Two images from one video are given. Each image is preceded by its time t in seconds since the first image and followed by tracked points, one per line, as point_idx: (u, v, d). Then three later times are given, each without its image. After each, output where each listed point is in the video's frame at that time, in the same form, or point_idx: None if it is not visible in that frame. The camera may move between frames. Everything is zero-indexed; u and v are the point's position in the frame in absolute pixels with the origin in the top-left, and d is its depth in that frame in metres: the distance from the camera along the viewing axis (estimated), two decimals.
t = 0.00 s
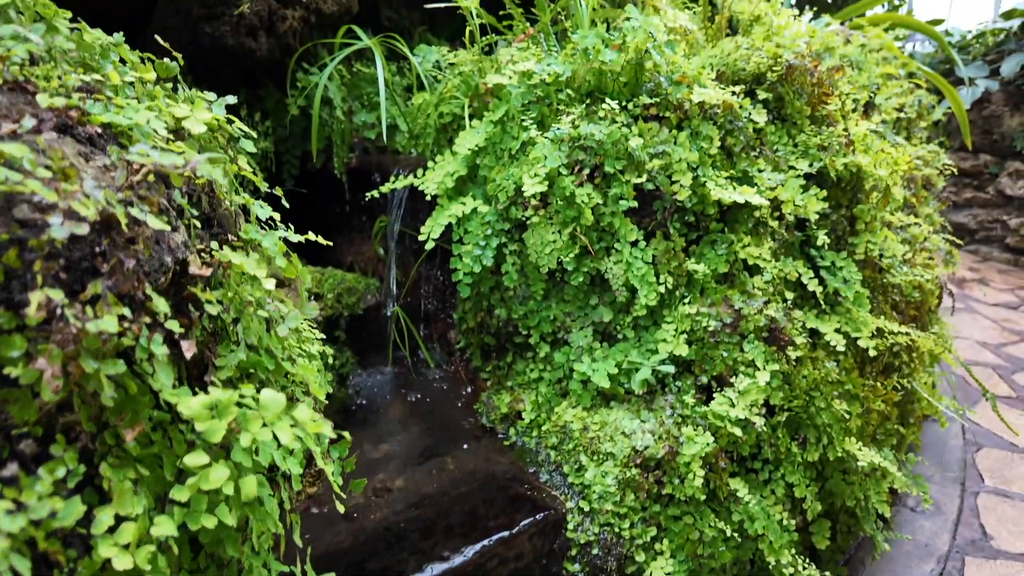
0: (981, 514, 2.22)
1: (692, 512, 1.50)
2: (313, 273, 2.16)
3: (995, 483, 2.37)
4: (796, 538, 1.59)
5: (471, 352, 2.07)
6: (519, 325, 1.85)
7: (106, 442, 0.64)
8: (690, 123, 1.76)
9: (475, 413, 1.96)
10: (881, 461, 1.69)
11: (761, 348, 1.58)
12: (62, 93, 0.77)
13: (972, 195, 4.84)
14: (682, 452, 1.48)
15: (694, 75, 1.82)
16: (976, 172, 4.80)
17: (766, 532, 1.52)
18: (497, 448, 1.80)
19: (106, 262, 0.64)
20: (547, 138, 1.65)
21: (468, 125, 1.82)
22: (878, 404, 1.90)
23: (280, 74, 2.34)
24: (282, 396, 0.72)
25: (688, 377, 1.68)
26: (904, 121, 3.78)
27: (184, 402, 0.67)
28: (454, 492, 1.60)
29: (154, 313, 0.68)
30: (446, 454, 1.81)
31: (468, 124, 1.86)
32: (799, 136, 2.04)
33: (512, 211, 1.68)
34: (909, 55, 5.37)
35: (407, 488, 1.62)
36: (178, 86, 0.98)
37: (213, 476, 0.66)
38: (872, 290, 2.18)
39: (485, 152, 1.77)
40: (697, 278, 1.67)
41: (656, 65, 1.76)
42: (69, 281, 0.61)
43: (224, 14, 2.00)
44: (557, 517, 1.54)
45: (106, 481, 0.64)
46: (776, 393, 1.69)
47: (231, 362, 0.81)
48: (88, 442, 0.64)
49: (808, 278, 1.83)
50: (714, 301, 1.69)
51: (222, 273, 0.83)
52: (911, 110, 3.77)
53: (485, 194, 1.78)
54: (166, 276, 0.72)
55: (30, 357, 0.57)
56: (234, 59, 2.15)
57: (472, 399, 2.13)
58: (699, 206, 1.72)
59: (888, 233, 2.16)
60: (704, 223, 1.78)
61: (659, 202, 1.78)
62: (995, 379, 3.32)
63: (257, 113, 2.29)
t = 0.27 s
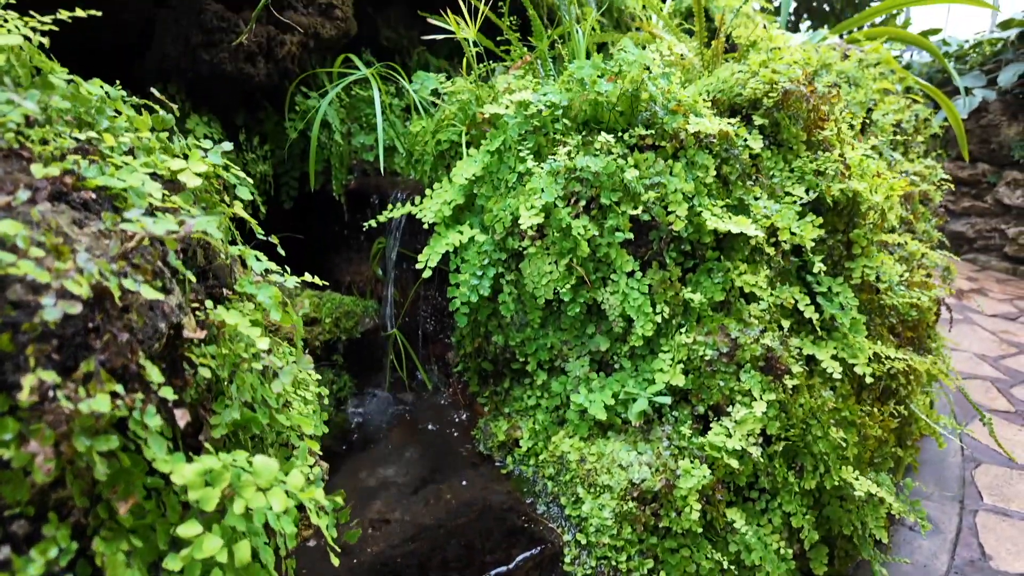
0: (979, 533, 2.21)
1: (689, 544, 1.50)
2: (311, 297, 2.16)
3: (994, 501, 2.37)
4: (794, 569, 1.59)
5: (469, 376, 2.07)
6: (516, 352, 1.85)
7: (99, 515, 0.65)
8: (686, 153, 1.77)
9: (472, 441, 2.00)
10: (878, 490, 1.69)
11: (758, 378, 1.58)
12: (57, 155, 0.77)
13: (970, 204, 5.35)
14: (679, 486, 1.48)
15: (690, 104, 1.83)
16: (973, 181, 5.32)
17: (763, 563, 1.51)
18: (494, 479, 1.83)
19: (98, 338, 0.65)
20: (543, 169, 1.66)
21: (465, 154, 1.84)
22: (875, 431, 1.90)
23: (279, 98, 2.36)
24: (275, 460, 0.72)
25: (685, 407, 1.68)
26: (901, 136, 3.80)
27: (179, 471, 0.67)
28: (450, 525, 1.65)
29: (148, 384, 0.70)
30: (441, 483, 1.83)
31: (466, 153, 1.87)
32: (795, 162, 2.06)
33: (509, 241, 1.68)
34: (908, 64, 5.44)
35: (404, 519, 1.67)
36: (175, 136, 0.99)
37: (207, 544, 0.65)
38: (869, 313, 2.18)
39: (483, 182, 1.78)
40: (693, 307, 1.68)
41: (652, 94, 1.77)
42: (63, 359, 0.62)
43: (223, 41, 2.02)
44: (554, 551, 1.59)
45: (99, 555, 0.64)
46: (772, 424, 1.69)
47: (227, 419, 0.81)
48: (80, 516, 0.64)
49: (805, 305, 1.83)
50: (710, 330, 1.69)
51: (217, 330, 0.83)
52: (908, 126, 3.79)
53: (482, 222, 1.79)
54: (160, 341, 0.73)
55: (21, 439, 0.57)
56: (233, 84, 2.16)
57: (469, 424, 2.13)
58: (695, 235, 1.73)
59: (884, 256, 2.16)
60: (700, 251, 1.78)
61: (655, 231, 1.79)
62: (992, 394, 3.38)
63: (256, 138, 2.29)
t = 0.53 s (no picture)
0: (980, 546, 2.21)
1: (689, 566, 1.50)
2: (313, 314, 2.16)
3: (994, 514, 2.37)
4: None
5: (470, 394, 2.07)
6: (517, 371, 1.86)
7: (105, 562, 0.66)
8: (685, 174, 1.78)
9: (472, 459, 2.02)
10: (877, 511, 1.69)
11: (758, 399, 1.59)
12: (63, 198, 0.78)
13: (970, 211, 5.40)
14: (679, 508, 1.49)
15: (689, 125, 1.85)
16: (972, 189, 5.36)
17: None
18: (495, 498, 1.85)
19: (106, 387, 0.66)
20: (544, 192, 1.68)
21: (466, 175, 1.85)
22: (875, 450, 1.90)
23: (281, 115, 2.37)
24: (278, 502, 0.74)
25: (685, 428, 1.69)
26: (900, 148, 3.81)
27: (184, 514, 0.68)
28: (451, 546, 1.68)
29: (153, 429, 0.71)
30: (441, 501, 1.85)
31: (467, 173, 1.88)
32: (794, 180, 2.07)
33: (509, 263, 1.69)
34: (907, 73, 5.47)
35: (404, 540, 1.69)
36: (180, 171, 1.00)
37: None
38: (868, 329, 2.19)
39: (483, 203, 1.79)
40: (693, 327, 1.68)
41: (651, 115, 1.79)
42: (71, 411, 0.63)
43: (225, 61, 2.04)
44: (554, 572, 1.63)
45: None
46: (771, 444, 1.69)
47: (230, 457, 0.82)
48: (87, 563, 0.66)
49: (804, 324, 1.84)
50: (710, 350, 1.70)
51: (220, 369, 0.84)
52: (907, 138, 3.81)
53: (483, 242, 1.80)
54: (164, 384, 0.74)
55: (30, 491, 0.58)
56: (235, 102, 2.18)
57: (470, 441, 2.14)
58: (694, 255, 1.74)
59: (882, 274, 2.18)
60: (700, 271, 1.78)
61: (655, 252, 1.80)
62: (993, 403, 3.40)
63: (258, 155, 2.31)
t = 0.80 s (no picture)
0: (979, 559, 2.21)
1: None
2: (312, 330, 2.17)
3: (994, 527, 2.38)
4: None
5: (469, 410, 2.08)
6: (516, 388, 1.86)
7: None
8: (683, 194, 1.80)
9: (471, 476, 2.03)
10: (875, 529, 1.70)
11: (756, 419, 1.59)
12: (64, 238, 0.80)
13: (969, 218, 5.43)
14: (677, 529, 1.49)
15: (686, 144, 1.86)
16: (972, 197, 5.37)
17: None
18: (494, 517, 1.86)
19: (104, 433, 0.68)
20: (542, 212, 1.69)
21: (465, 194, 1.87)
22: (873, 467, 1.90)
23: (281, 131, 2.39)
24: (276, 541, 0.75)
25: (683, 447, 1.69)
26: (898, 159, 3.82)
27: (184, 554, 0.69)
28: (451, 568, 1.68)
29: (152, 471, 0.73)
30: (441, 520, 1.86)
31: (466, 192, 1.89)
32: (792, 197, 2.08)
33: (508, 282, 1.70)
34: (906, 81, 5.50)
35: (404, 561, 1.70)
36: (180, 203, 1.01)
37: None
38: (866, 345, 2.20)
39: (482, 222, 1.81)
40: (691, 346, 1.69)
41: (649, 134, 1.80)
42: (72, 457, 0.65)
43: (226, 80, 2.04)
44: None
45: None
46: (770, 463, 1.69)
47: (229, 492, 0.83)
48: None
49: (801, 342, 1.85)
50: (708, 369, 1.71)
51: (219, 405, 0.85)
52: (906, 148, 3.82)
53: (482, 261, 1.80)
54: (163, 424, 0.75)
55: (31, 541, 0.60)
56: (236, 119, 2.18)
57: (469, 457, 2.14)
58: (692, 274, 1.74)
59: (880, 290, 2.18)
60: (698, 290, 1.79)
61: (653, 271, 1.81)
62: (993, 413, 3.40)
63: (258, 171, 2.32)
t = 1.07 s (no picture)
0: (983, 572, 2.21)
1: None
2: (314, 345, 2.17)
3: (997, 539, 2.37)
4: None
5: (471, 426, 2.07)
6: (518, 405, 1.85)
7: None
8: (685, 210, 1.80)
9: (474, 493, 2.02)
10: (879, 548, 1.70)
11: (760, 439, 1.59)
12: (67, 273, 0.80)
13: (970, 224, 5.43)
14: (681, 551, 1.49)
15: (688, 160, 1.86)
16: (973, 203, 5.39)
17: None
18: (496, 535, 1.86)
19: (108, 477, 0.69)
20: (544, 230, 1.68)
21: (467, 211, 1.86)
22: (877, 484, 1.90)
23: (283, 144, 2.38)
24: None
25: (687, 465, 1.69)
26: (900, 168, 3.82)
27: None
28: None
29: (155, 511, 0.74)
30: (443, 538, 1.85)
31: (467, 208, 1.89)
32: (794, 212, 2.07)
33: (510, 300, 1.69)
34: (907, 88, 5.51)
35: None
36: (183, 231, 1.01)
37: None
38: (869, 359, 2.19)
39: (484, 239, 1.80)
40: (694, 363, 1.69)
41: (651, 150, 1.80)
42: (76, 503, 0.66)
43: (227, 95, 2.05)
44: None
45: None
46: (774, 482, 1.69)
47: (233, 526, 0.83)
48: None
49: (804, 358, 1.84)
50: (712, 386, 1.70)
51: (222, 438, 0.85)
52: (907, 157, 3.82)
53: (484, 277, 1.80)
54: (167, 462, 0.75)
55: None
56: (237, 133, 2.19)
57: (470, 472, 2.13)
58: (695, 291, 1.74)
59: (882, 304, 2.17)
60: (701, 307, 1.78)
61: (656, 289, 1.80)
62: (994, 422, 3.40)
63: (260, 185, 2.32)
